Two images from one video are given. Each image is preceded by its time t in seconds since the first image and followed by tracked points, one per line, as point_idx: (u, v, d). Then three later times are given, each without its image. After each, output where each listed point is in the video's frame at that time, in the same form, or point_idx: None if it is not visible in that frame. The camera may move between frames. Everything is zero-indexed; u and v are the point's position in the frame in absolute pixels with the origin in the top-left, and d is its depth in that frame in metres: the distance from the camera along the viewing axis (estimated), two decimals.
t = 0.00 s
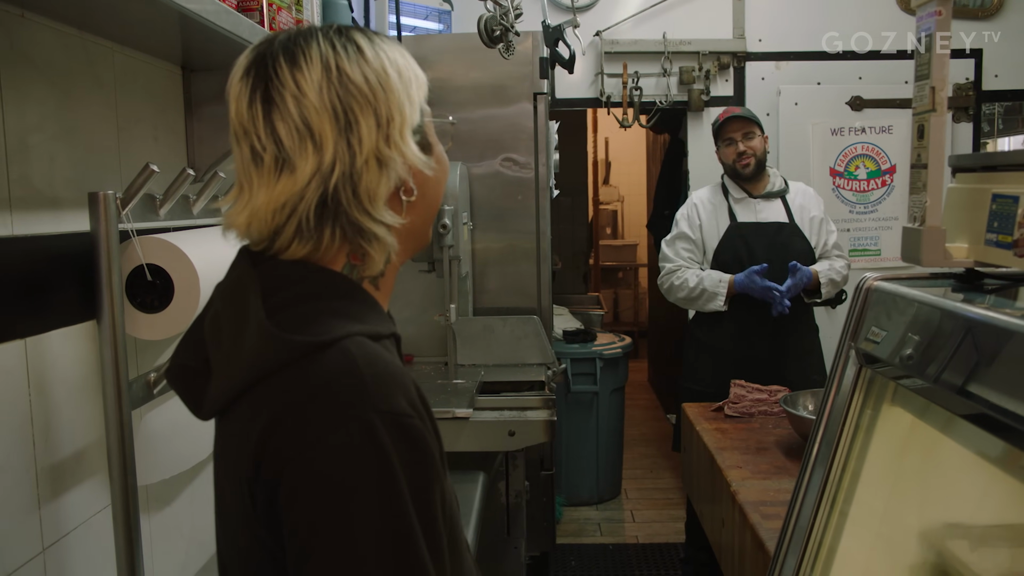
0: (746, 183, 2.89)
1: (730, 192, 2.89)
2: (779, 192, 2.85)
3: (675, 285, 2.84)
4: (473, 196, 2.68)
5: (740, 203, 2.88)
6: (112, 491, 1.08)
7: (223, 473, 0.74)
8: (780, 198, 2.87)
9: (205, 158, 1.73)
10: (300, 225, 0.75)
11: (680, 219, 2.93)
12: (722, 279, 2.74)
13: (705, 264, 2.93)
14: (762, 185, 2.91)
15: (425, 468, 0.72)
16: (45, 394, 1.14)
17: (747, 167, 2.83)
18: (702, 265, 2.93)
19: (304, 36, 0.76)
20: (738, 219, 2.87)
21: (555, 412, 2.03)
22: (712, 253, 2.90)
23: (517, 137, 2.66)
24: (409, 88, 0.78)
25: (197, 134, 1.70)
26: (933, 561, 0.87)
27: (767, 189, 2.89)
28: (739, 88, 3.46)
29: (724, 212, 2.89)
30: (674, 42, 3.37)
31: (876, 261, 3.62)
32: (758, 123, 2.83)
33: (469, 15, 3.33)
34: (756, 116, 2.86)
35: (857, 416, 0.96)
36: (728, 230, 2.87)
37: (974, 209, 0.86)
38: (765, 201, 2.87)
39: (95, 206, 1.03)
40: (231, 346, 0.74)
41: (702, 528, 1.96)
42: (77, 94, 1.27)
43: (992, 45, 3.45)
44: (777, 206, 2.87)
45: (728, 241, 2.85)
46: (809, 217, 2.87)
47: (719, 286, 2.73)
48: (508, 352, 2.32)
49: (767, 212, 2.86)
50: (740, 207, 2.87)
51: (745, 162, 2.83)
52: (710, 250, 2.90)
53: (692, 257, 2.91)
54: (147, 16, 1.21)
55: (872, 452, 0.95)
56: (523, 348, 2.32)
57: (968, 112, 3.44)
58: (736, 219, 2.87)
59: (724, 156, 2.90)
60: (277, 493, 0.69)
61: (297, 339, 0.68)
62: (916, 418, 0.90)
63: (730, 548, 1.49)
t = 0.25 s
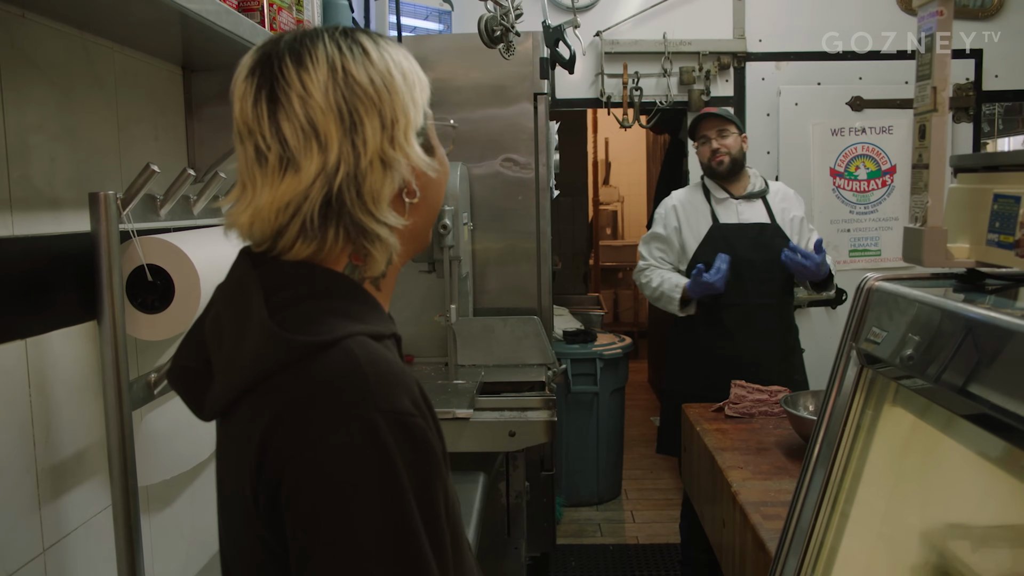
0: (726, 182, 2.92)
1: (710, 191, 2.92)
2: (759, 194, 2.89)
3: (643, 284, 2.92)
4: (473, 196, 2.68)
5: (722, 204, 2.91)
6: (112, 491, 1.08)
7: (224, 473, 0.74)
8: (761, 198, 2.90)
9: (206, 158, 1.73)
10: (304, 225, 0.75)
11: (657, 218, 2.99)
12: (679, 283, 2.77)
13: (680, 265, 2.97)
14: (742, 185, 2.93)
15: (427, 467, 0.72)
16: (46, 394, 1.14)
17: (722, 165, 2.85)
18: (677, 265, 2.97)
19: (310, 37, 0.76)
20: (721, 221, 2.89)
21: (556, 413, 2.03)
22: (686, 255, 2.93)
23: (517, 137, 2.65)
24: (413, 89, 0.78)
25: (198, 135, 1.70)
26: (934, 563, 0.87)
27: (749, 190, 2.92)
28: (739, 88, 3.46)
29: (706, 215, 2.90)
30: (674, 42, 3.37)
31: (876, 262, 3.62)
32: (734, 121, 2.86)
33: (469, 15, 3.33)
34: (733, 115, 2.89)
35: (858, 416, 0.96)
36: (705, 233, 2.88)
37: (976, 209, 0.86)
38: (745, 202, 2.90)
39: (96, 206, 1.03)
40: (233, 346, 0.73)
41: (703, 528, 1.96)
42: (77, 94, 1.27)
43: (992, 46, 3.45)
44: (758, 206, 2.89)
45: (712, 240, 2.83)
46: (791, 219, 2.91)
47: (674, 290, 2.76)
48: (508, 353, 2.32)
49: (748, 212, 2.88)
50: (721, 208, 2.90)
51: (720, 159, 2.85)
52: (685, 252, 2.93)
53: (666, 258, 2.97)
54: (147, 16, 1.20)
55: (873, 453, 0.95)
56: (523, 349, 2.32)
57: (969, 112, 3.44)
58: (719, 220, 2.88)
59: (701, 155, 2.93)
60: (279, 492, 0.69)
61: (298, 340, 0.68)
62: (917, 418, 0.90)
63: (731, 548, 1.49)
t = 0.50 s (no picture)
0: (710, 188, 2.89)
1: (695, 196, 2.89)
2: (744, 197, 2.87)
3: (633, 288, 2.95)
4: (476, 199, 2.68)
5: (708, 209, 2.87)
6: (115, 494, 1.08)
7: (235, 477, 0.74)
8: (745, 201, 2.88)
9: (209, 161, 1.73)
10: (313, 229, 0.75)
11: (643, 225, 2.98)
12: (675, 292, 2.77)
13: (668, 270, 2.97)
14: (725, 189, 2.92)
15: (444, 466, 0.72)
16: (48, 397, 1.14)
17: (705, 171, 2.83)
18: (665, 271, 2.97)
19: (316, 42, 0.76)
20: (707, 226, 2.86)
21: (558, 416, 2.03)
22: (673, 262, 2.92)
23: (520, 140, 2.65)
24: (419, 94, 0.78)
25: (201, 137, 1.70)
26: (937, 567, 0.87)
27: (732, 194, 2.90)
28: (742, 90, 3.46)
29: (691, 221, 2.87)
30: (677, 44, 3.37)
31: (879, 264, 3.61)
32: (717, 126, 2.85)
33: (472, 18, 3.33)
34: (716, 121, 2.87)
35: (861, 419, 0.96)
36: (691, 243, 2.85)
37: (979, 212, 0.86)
38: (730, 206, 2.87)
39: (99, 209, 1.03)
40: (243, 349, 0.73)
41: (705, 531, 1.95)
42: (80, 97, 1.28)
43: (996, 48, 3.44)
44: (744, 209, 2.87)
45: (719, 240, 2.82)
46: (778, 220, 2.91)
47: (670, 299, 2.77)
48: (510, 355, 2.34)
49: (733, 215, 2.86)
50: (708, 214, 2.86)
51: (704, 165, 2.83)
52: (672, 260, 2.92)
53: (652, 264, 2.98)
54: (150, 19, 1.21)
55: (877, 456, 0.95)
56: (525, 351, 2.34)
57: (972, 114, 3.43)
58: (705, 225, 2.86)
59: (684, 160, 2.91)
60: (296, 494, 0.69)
61: (313, 341, 0.68)
62: (920, 422, 0.90)
63: (734, 551, 1.49)
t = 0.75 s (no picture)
0: (706, 192, 2.88)
1: (691, 202, 2.88)
2: (739, 199, 2.87)
3: (631, 297, 2.92)
4: (478, 201, 2.69)
5: (704, 213, 2.87)
6: (115, 496, 1.08)
7: (248, 479, 0.74)
8: (740, 203, 2.89)
9: (211, 163, 1.73)
10: (323, 231, 0.75)
11: (640, 233, 2.97)
12: (673, 297, 2.76)
13: (666, 276, 2.96)
14: (721, 193, 2.92)
15: (460, 462, 0.72)
16: (49, 399, 1.14)
17: (706, 175, 2.82)
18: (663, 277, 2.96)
19: (326, 45, 0.76)
20: (705, 230, 2.86)
21: (559, 418, 2.03)
22: (672, 267, 2.91)
23: (522, 142, 2.66)
24: (428, 98, 0.78)
25: (203, 139, 1.70)
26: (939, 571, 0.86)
27: (727, 197, 2.90)
28: (744, 93, 3.46)
29: (688, 228, 2.88)
30: (679, 47, 3.37)
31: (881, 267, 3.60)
32: (710, 129, 2.86)
33: (474, 21, 3.33)
34: (705, 125, 2.89)
35: (862, 423, 0.96)
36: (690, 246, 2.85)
37: (981, 216, 0.85)
38: (727, 209, 2.87)
39: (100, 211, 1.03)
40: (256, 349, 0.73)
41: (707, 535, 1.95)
42: (82, 99, 1.28)
43: (998, 51, 3.44)
44: (741, 212, 2.88)
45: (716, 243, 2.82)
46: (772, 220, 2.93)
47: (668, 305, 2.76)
48: (511, 358, 2.34)
49: (731, 219, 2.86)
50: (705, 218, 2.86)
51: (704, 169, 2.82)
52: (671, 264, 2.91)
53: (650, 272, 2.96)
54: (152, 22, 1.21)
55: (879, 460, 0.95)
56: (526, 354, 2.34)
57: (974, 117, 3.43)
58: (702, 230, 2.86)
59: (680, 166, 2.89)
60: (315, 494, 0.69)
61: (329, 340, 0.68)
62: (922, 426, 0.90)
63: (735, 555, 1.48)
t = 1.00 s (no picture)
0: (719, 184, 2.92)
1: (704, 193, 2.91)
2: (752, 195, 2.89)
3: (650, 282, 2.82)
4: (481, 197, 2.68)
5: (716, 205, 2.90)
6: (116, 488, 1.08)
7: (255, 471, 0.73)
8: (752, 201, 2.90)
9: (214, 157, 1.73)
10: (333, 223, 0.75)
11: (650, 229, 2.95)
12: (695, 266, 2.72)
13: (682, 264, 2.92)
14: (734, 188, 2.94)
15: (470, 456, 0.72)
16: (50, 390, 1.14)
17: (719, 168, 2.86)
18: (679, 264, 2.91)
19: (337, 40, 0.76)
20: (716, 223, 2.88)
21: (561, 415, 2.03)
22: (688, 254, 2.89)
23: (525, 139, 2.65)
24: (438, 93, 0.78)
25: (206, 133, 1.70)
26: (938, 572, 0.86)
27: (739, 193, 2.92)
28: (749, 91, 3.45)
29: (702, 218, 2.90)
30: (684, 45, 3.36)
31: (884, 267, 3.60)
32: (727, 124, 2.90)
33: (479, 16, 3.33)
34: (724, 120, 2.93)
35: (863, 423, 0.96)
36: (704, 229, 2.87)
37: (985, 216, 0.85)
38: (739, 204, 2.90)
39: (103, 204, 1.03)
40: (264, 341, 0.73)
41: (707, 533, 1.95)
42: (85, 91, 1.28)
43: (1004, 52, 3.43)
44: (751, 209, 2.89)
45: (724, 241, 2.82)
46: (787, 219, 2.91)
47: (693, 274, 2.70)
48: (512, 354, 2.34)
49: (741, 214, 2.88)
50: (717, 210, 2.89)
51: (717, 162, 2.86)
52: (687, 249, 2.89)
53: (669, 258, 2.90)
54: (157, 14, 1.21)
55: (879, 460, 0.94)
56: (528, 351, 2.33)
57: (979, 118, 3.42)
58: (713, 222, 2.88)
59: (696, 158, 2.92)
60: (324, 486, 0.69)
61: (339, 330, 0.68)
62: (923, 427, 0.90)
63: (735, 554, 1.48)
